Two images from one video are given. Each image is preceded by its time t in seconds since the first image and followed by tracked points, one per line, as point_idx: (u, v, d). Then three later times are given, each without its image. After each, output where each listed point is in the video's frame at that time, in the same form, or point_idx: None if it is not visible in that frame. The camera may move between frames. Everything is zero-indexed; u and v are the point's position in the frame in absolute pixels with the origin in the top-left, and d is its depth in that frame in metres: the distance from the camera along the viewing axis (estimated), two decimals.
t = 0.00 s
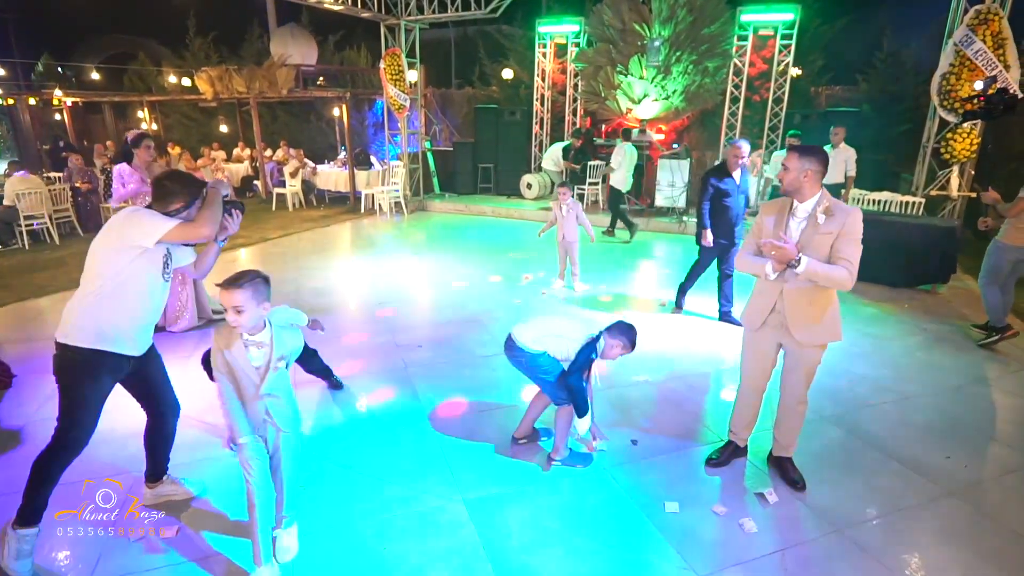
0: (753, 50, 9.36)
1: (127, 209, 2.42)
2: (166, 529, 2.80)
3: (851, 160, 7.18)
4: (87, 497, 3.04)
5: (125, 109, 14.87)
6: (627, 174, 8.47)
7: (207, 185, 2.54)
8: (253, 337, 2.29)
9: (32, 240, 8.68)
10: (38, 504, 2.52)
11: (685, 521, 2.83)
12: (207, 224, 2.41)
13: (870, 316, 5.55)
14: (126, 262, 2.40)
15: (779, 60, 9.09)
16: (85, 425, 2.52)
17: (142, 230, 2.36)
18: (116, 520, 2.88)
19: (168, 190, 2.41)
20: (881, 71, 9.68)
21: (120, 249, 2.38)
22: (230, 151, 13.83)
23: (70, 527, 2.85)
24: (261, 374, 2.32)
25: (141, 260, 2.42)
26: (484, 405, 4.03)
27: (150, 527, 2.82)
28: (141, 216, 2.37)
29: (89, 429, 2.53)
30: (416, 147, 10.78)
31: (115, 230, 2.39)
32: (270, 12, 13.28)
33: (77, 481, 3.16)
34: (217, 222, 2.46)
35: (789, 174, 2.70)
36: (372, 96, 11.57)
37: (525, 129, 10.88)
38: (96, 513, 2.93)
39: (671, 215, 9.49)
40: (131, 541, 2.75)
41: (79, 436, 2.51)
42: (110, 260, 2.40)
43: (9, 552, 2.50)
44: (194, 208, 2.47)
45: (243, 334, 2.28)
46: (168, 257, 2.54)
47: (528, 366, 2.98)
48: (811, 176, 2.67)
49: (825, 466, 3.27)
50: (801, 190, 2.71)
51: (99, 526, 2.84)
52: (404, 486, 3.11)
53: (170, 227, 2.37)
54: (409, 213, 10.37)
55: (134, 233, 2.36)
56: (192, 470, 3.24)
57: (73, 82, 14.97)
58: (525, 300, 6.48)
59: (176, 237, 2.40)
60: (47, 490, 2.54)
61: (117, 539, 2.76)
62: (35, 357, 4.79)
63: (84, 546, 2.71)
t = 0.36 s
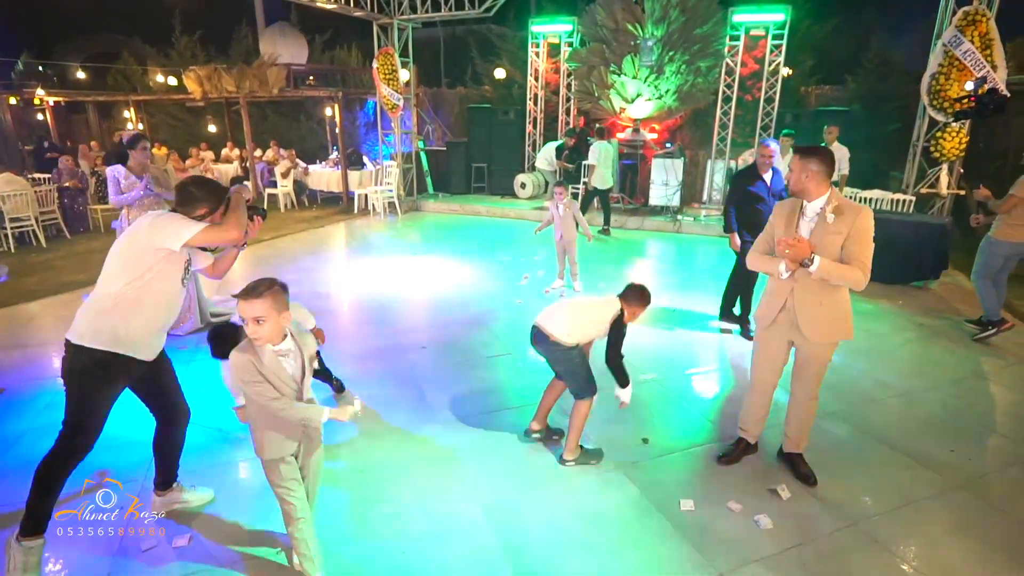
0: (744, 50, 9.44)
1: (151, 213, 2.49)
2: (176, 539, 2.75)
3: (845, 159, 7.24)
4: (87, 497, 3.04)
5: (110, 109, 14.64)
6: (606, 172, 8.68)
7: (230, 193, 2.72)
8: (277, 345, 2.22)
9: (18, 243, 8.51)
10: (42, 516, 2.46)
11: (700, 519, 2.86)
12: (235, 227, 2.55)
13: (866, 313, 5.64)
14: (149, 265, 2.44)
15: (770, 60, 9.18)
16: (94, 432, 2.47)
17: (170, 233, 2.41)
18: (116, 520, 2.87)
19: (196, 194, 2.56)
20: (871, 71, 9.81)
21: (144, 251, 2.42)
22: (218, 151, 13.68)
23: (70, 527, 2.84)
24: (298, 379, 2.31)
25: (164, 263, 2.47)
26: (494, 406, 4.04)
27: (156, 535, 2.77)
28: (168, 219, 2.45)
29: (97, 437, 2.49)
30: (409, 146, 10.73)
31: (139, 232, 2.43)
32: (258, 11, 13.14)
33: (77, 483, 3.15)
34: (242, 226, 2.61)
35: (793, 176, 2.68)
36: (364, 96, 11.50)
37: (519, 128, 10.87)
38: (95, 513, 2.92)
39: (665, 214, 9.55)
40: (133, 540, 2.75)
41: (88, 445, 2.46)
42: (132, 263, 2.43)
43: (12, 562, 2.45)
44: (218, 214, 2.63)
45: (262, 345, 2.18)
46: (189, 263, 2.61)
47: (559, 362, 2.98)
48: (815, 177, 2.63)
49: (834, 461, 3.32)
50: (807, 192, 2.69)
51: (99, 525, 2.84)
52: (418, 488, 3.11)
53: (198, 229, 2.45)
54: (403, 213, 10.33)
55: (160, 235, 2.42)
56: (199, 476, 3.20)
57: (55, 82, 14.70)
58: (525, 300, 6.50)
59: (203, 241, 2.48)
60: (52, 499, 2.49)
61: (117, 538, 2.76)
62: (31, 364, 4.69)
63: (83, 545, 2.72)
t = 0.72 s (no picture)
0: (728, 50, 9.54)
1: (155, 213, 2.49)
2: (177, 547, 2.66)
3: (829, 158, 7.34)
4: (87, 497, 2.99)
5: (85, 109, 14.33)
6: (575, 166, 9.14)
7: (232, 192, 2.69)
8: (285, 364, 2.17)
9: None
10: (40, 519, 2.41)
11: (705, 514, 2.89)
12: (237, 229, 2.51)
13: (853, 309, 5.75)
14: (152, 264, 2.42)
15: (754, 60, 9.29)
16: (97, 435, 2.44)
17: (173, 231, 2.41)
18: (116, 520, 2.83)
19: (198, 194, 2.52)
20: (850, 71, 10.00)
21: (146, 251, 2.41)
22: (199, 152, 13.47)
23: (69, 527, 2.79)
24: (302, 407, 2.21)
25: (166, 264, 2.45)
26: (493, 405, 4.03)
27: (157, 539, 2.72)
28: (171, 218, 2.45)
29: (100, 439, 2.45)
30: (396, 146, 10.67)
31: (143, 231, 2.43)
32: (239, 9, 12.96)
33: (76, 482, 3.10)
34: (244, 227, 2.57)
35: (792, 173, 2.73)
36: (348, 95, 11.41)
37: (505, 128, 10.88)
38: (96, 513, 2.88)
39: (652, 213, 9.63)
40: (135, 540, 2.71)
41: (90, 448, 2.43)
42: (134, 262, 2.42)
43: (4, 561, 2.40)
44: (220, 214, 2.60)
45: (273, 363, 2.15)
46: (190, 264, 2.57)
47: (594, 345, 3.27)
48: (813, 174, 2.68)
49: (831, 455, 3.38)
50: (806, 189, 2.74)
51: (100, 526, 2.80)
52: (423, 491, 3.09)
53: (201, 229, 2.44)
54: (390, 214, 10.27)
55: (163, 234, 2.41)
56: (201, 478, 3.16)
57: (28, 81, 14.34)
58: (518, 300, 6.50)
59: (205, 241, 2.46)
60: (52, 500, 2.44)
61: (119, 538, 2.72)
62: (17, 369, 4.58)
63: (82, 544, 2.67)
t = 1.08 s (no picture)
0: (711, 50, 9.66)
1: (148, 211, 2.41)
2: (180, 553, 2.62)
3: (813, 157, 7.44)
4: (87, 497, 2.98)
5: (59, 110, 14.01)
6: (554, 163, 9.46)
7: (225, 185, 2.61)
8: (288, 365, 1.93)
9: None
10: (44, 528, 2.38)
11: (707, 508, 2.93)
12: (235, 224, 2.49)
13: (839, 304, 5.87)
14: (150, 264, 2.37)
15: (735, 60, 9.44)
16: (102, 441, 2.42)
17: (171, 231, 2.35)
18: (116, 520, 2.82)
19: (194, 190, 2.46)
20: (829, 72, 10.21)
21: (143, 251, 2.35)
22: (179, 153, 13.27)
23: (69, 527, 2.78)
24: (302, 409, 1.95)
25: (166, 264, 2.41)
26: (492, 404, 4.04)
27: (158, 544, 2.68)
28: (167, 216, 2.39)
29: (104, 442, 2.43)
30: (381, 146, 10.62)
31: (136, 231, 2.36)
32: (219, 8, 12.79)
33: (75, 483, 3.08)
34: (243, 221, 2.56)
35: (790, 169, 2.78)
36: (332, 95, 11.32)
37: (491, 128, 10.89)
38: (95, 513, 2.86)
39: (638, 212, 9.71)
40: (134, 540, 2.70)
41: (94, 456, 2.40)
42: (131, 263, 2.35)
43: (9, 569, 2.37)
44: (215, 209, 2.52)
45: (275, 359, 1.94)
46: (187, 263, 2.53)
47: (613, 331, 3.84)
48: (811, 171, 2.73)
49: (826, 447, 3.45)
50: (803, 184, 2.79)
51: (99, 526, 2.78)
52: (427, 489, 3.09)
53: (200, 227, 2.40)
54: (376, 214, 10.22)
55: (160, 233, 2.35)
56: (201, 480, 3.12)
57: None
58: (509, 299, 6.51)
59: (204, 239, 2.42)
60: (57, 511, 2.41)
61: (119, 538, 2.71)
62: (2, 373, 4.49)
63: (84, 546, 2.66)
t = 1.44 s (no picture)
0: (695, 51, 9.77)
1: (149, 216, 2.35)
2: (183, 558, 2.58)
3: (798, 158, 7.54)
4: (87, 497, 2.99)
5: (33, 110, 13.70)
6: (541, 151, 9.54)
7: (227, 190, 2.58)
8: (298, 365, 1.91)
9: None
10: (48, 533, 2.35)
11: (708, 501, 2.98)
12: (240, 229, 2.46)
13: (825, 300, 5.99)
14: (154, 270, 2.32)
15: (719, 61, 9.56)
16: (106, 446, 2.39)
17: (176, 236, 2.31)
18: (116, 520, 2.81)
19: (197, 194, 2.41)
20: (809, 73, 10.41)
21: (146, 256, 2.30)
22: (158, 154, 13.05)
23: (69, 526, 2.78)
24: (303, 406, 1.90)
25: (170, 269, 2.36)
26: (491, 403, 4.05)
27: (160, 548, 2.65)
28: (171, 220, 2.33)
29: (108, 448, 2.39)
30: (366, 146, 10.57)
31: (138, 237, 2.30)
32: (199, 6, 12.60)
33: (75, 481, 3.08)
34: (247, 225, 2.53)
35: (793, 168, 2.82)
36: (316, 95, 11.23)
37: (477, 128, 10.90)
38: (95, 513, 2.86)
39: (624, 211, 9.81)
40: (134, 541, 2.69)
41: (100, 462, 2.38)
42: (134, 268, 2.30)
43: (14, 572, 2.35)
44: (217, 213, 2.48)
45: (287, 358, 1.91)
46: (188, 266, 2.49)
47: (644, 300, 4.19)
48: (814, 169, 2.79)
49: (821, 439, 3.53)
50: (804, 183, 2.84)
51: (99, 526, 2.78)
52: (431, 489, 3.10)
53: (205, 232, 2.35)
54: (363, 215, 10.16)
55: (164, 238, 2.30)
56: (201, 485, 3.08)
57: None
58: (502, 299, 6.52)
59: (209, 243, 2.38)
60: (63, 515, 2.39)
61: (119, 538, 2.71)
62: None
63: (85, 547, 2.64)
